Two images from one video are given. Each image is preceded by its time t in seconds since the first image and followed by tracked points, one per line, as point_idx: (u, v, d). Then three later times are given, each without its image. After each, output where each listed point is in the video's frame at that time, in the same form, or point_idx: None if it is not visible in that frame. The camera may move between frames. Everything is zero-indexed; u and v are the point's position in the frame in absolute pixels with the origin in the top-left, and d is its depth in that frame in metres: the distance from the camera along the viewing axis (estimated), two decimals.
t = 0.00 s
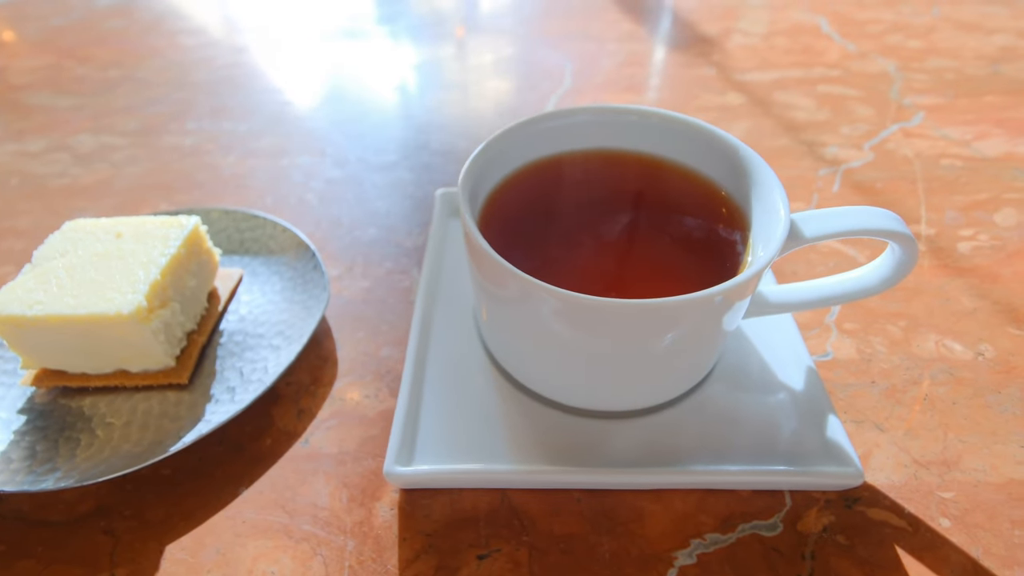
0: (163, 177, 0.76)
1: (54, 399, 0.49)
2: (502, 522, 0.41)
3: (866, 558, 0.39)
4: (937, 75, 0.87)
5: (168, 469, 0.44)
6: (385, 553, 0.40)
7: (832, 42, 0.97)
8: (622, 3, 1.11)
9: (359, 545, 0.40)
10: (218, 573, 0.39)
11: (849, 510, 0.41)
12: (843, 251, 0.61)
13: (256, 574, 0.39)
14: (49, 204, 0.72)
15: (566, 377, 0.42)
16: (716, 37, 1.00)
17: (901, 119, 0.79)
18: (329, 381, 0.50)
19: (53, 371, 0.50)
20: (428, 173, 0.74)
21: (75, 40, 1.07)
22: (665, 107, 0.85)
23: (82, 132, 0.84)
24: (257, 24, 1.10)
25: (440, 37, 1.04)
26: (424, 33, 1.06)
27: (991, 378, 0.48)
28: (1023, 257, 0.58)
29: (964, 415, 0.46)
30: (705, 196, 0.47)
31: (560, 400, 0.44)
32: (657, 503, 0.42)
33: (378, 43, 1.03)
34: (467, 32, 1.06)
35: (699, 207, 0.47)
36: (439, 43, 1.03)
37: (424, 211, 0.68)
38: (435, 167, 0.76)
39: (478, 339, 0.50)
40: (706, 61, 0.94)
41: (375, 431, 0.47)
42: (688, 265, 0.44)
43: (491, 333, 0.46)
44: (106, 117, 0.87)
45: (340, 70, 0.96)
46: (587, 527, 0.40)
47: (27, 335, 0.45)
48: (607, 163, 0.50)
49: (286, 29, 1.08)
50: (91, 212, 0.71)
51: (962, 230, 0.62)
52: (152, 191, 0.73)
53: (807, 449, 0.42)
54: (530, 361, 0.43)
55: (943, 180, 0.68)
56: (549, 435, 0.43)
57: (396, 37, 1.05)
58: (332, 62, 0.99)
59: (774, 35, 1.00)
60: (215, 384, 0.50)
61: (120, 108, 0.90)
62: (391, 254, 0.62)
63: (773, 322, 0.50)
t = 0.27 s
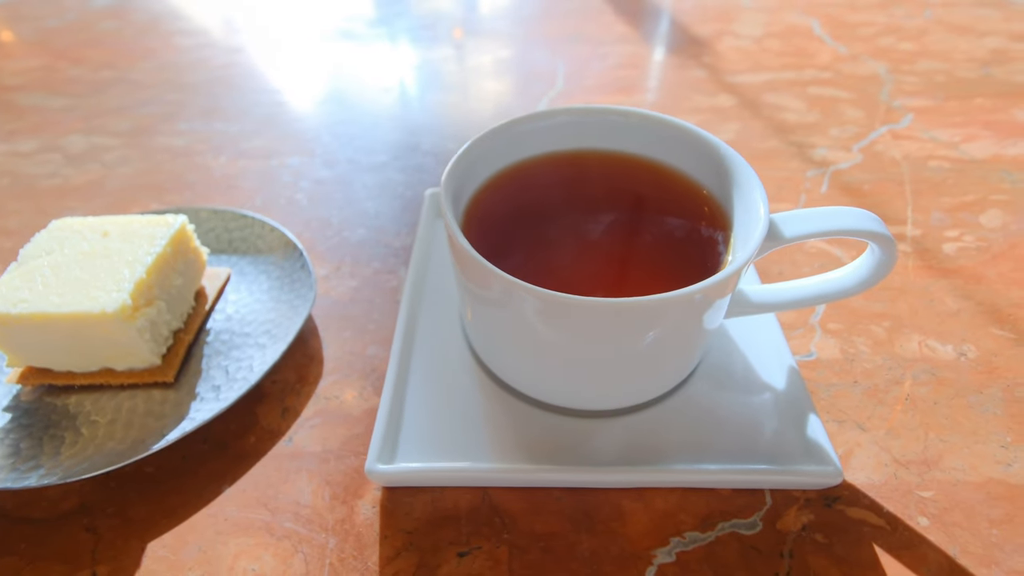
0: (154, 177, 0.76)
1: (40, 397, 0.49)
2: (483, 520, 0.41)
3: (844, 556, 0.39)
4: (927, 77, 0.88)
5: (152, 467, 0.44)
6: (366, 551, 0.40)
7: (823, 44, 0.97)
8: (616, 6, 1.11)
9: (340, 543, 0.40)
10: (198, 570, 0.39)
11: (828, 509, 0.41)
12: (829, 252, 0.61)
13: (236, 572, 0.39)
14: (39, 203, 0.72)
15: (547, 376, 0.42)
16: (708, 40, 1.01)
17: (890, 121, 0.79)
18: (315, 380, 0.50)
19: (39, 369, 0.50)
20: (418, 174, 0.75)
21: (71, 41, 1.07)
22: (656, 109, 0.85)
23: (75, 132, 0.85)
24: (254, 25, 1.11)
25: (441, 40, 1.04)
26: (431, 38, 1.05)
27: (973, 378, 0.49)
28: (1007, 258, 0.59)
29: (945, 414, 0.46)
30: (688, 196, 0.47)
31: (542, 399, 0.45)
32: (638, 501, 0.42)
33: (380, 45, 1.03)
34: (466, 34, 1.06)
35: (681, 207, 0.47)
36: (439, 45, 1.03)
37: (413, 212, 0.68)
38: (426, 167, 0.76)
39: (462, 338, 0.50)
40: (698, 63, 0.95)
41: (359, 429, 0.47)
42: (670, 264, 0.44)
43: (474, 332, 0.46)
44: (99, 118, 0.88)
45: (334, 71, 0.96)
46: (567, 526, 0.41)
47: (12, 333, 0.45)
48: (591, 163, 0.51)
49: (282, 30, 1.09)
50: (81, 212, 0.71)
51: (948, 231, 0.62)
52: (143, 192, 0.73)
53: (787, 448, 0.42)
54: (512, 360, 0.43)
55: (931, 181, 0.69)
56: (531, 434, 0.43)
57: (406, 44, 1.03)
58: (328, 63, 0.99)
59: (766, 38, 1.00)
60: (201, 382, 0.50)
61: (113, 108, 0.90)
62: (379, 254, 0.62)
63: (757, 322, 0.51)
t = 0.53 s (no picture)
0: (148, 177, 0.76)
1: (30, 398, 0.49)
2: (470, 520, 0.41)
3: (828, 555, 0.39)
4: (919, 79, 0.88)
5: (141, 467, 0.44)
6: (353, 551, 0.40)
7: (817, 46, 0.97)
8: (612, 7, 1.11)
9: (327, 543, 0.40)
10: (186, 570, 0.39)
11: (813, 508, 0.41)
12: (819, 253, 0.61)
13: (223, 571, 0.39)
14: (32, 204, 0.72)
15: (534, 376, 0.43)
16: (703, 41, 1.01)
17: (882, 122, 0.79)
18: (304, 380, 0.50)
19: (29, 369, 0.50)
20: (410, 175, 0.75)
21: (67, 41, 1.08)
22: (649, 110, 0.86)
23: (69, 133, 0.85)
24: (251, 26, 1.11)
25: (440, 40, 1.05)
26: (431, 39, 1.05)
27: (959, 378, 0.49)
28: (995, 259, 0.59)
29: (931, 414, 0.47)
30: (675, 196, 0.48)
31: (529, 399, 0.45)
32: (624, 501, 0.42)
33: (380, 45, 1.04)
34: (464, 34, 1.06)
35: (669, 207, 0.48)
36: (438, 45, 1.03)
37: (405, 212, 0.68)
38: (419, 168, 0.76)
39: (452, 339, 0.51)
40: (691, 65, 0.95)
41: (348, 430, 0.47)
42: (657, 264, 0.45)
43: (462, 333, 0.46)
44: (93, 119, 0.88)
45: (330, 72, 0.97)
46: (553, 525, 0.41)
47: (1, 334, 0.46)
48: (579, 164, 0.51)
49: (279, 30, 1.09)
50: (75, 212, 0.71)
51: (937, 232, 0.62)
52: (137, 192, 0.74)
53: (772, 448, 0.42)
54: (499, 360, 0.44)
55: (921, 182, 0.69)
56: (518, 434, 0.44)
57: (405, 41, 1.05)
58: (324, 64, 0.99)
59: (760, 39, 1.01)
60: (190, 383, 0.50)
61: (107, 109, 0.90)
62: (370, 255, 0.63)
63: (745, 323, 0.51)
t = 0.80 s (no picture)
0: (144, 178, 0.76)
1: (23, 398, 0.49)
2: (464, 519, 0.41)
3: (822, 553, 0.39)
4: (914, 78, 0.88)
5: (134, 467, 0.44)
6: (346, 550, 0.40)
7: (813, 46, 0.98)
8: (608, 7, 1.11)
9: (320, 542, 0.40)
10: (179, 570, 0.39)
11: (808, 506, 0.41)
12: (814, 252, 0.61)
13: (217, 571, 0.39)
14: (28, 205, 0.72)
15: (528, 374, 0.43)
16: (699, 41, 1.01)
17: (877, 121, 0.80)
18: (299, 380, 0.50)
19: (23, 369, 0.50)
20: (406, 175, 0.75)
21: (63, 42, 1.08)
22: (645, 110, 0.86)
23: (65, 133, 0.85)
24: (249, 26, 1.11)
25: (438, 40, 1.05)
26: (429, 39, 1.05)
27: (954, 376, 0.49)
28: (990, 257, 0.59)
29: (926, 412, 0.47)
30: (669, 194, 0.48)
31: (523, 397, 0.45)
32: (618, 500, 0.42)
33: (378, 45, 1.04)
34: (463, 35, 1.06)
35: (663, 205, 0.48)
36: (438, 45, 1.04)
37: (401, 212, 0.68)
38: (415, 168, 0.76)
39: (447, 338, 0.50)
40: (688, 64, 0.95)
41: (342, 429, 0.47)
42: (652, 262, 0.45)
43: (456, 331, 0.46)
44: (89, 119, 0.88)
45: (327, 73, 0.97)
46: (547, 524, 0.41)
47: None
48: (573, 163, 0.51)
49: (277, 31, 1.09)
50: (70, 212, 0.71)
51: (932, 231, 0.63)
52: (132, 193, 0.74)
53: (766, 446, 0.42)
54: (494, 359, 0.44)
55: (916, 181, 0.69)
56: (512, 433, 0.44)
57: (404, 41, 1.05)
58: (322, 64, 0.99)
59: (756, 39, 1.01)
60: (185, 382, 0.50)
61: (104, 109, 0.90)
62: (366, 255, 0.62)
63: (739, 321, 0.51)
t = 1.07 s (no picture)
0: (147, 178, 0.76)
1: (30, 396, 0.49)
2: (469, 515, 0.41)
3: (825, 548, 0.39)
4: (913, 78, 0.88)
5: (141, 464, 0.44)
6: (352, 545, 0.40)
7: (812, 45, 0.98)
8: (608, 7, 1.12)
9: (327, 538, 0.40)
10: (186, 565, 0.39)
11: (810, 502, 0.41)
12: (815, 250, 0.61)
13: (223, 567, 0.39)
14: (31, 204, 0.72)
15: (531, 372, 0.43)
16: (699, 41, 1.01)
17: (877, 121, 0.80)
18: (304, 377, 0.51)
19: (29, 367, 0.50)
20: (408, 174, 0.75)
21: (64, 43, 1.08)
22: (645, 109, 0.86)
23: (67, 134, 0.85)
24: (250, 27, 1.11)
25: (438, 41, 1.05)
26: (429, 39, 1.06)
27: (954, 373, 0.49)
28: (990, 255, 0.59)
29: (927, 409, 0.47)
30: (670, 193, 0.48)
31: (527, 394, 0.45)
32: (622, 496, 0.42)
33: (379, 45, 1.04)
34: (463, 35, 1.07)
35: (665, 204, 0.48)
36: (439, 46, 1.04)
37: (403, 211, 0.69)
38: (417, 167, 0.76)
39: (450, 336, 0.51)
40: (687, 64, 0.95)
41: (347, 426, 0.47)
42: (654, 260, 0.45)
43: (460, 330, 0.47)
44: (91, 120, 0.88)
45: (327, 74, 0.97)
46: (551, 519, 0.41)
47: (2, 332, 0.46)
48: (575, 162, 0.52)
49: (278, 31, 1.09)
50: (73, 212, 0.71)
51: (932, 229, 0.63)
52: (135, 192, 0.74)
53: (768, 442, 0.43)
54: (497, 356, 0.44)
55: (916, 180, 0.69)
56: (516, 430, 0.44)
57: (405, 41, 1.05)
58: (323, 65, 0.99)
59: (755, 39, 1.01)
60: (190, 380, 0.50)
61: (105, 110, 0.90)
62: (369, 253, 0.63)
63: (741, 319, 0.51)
